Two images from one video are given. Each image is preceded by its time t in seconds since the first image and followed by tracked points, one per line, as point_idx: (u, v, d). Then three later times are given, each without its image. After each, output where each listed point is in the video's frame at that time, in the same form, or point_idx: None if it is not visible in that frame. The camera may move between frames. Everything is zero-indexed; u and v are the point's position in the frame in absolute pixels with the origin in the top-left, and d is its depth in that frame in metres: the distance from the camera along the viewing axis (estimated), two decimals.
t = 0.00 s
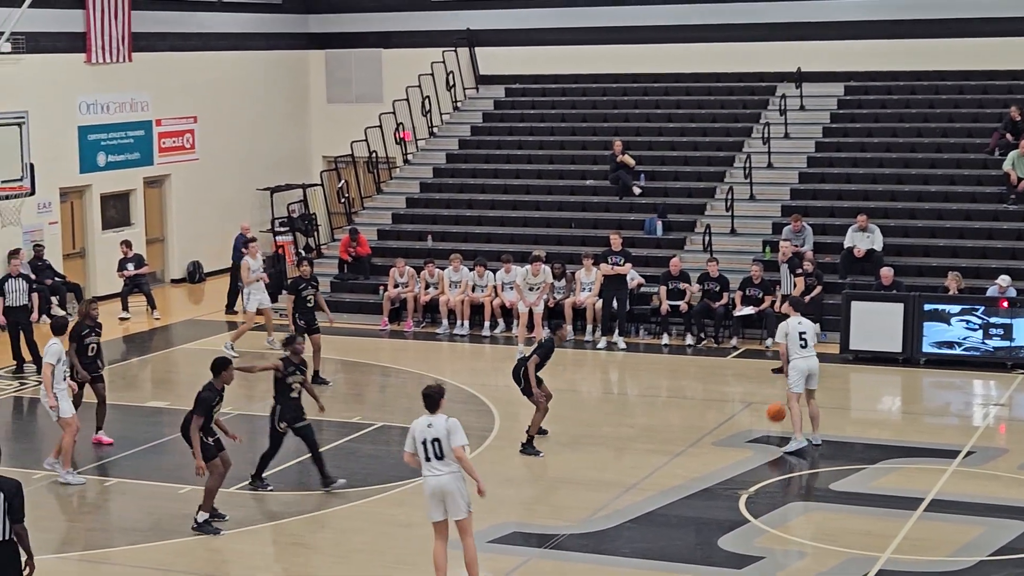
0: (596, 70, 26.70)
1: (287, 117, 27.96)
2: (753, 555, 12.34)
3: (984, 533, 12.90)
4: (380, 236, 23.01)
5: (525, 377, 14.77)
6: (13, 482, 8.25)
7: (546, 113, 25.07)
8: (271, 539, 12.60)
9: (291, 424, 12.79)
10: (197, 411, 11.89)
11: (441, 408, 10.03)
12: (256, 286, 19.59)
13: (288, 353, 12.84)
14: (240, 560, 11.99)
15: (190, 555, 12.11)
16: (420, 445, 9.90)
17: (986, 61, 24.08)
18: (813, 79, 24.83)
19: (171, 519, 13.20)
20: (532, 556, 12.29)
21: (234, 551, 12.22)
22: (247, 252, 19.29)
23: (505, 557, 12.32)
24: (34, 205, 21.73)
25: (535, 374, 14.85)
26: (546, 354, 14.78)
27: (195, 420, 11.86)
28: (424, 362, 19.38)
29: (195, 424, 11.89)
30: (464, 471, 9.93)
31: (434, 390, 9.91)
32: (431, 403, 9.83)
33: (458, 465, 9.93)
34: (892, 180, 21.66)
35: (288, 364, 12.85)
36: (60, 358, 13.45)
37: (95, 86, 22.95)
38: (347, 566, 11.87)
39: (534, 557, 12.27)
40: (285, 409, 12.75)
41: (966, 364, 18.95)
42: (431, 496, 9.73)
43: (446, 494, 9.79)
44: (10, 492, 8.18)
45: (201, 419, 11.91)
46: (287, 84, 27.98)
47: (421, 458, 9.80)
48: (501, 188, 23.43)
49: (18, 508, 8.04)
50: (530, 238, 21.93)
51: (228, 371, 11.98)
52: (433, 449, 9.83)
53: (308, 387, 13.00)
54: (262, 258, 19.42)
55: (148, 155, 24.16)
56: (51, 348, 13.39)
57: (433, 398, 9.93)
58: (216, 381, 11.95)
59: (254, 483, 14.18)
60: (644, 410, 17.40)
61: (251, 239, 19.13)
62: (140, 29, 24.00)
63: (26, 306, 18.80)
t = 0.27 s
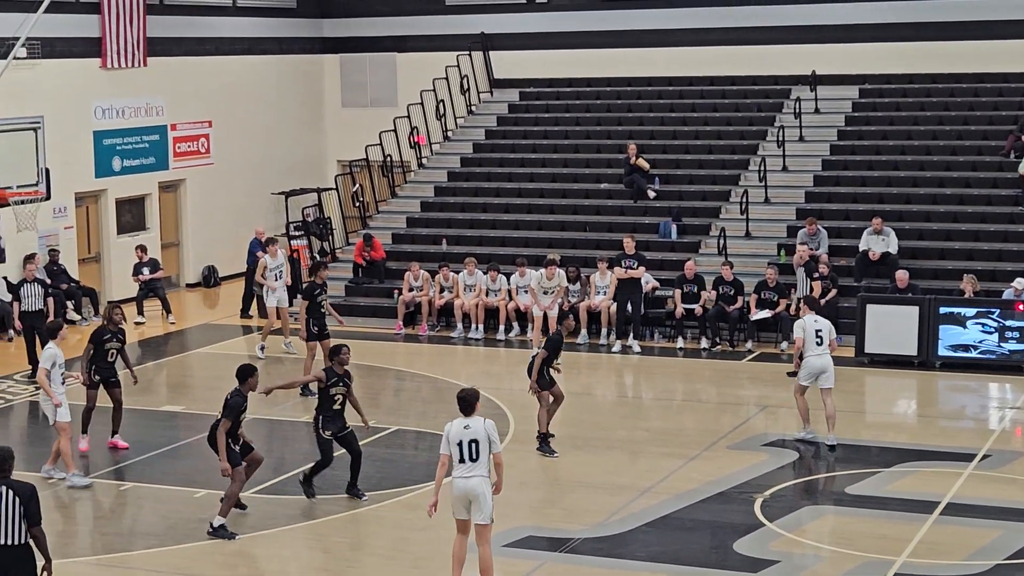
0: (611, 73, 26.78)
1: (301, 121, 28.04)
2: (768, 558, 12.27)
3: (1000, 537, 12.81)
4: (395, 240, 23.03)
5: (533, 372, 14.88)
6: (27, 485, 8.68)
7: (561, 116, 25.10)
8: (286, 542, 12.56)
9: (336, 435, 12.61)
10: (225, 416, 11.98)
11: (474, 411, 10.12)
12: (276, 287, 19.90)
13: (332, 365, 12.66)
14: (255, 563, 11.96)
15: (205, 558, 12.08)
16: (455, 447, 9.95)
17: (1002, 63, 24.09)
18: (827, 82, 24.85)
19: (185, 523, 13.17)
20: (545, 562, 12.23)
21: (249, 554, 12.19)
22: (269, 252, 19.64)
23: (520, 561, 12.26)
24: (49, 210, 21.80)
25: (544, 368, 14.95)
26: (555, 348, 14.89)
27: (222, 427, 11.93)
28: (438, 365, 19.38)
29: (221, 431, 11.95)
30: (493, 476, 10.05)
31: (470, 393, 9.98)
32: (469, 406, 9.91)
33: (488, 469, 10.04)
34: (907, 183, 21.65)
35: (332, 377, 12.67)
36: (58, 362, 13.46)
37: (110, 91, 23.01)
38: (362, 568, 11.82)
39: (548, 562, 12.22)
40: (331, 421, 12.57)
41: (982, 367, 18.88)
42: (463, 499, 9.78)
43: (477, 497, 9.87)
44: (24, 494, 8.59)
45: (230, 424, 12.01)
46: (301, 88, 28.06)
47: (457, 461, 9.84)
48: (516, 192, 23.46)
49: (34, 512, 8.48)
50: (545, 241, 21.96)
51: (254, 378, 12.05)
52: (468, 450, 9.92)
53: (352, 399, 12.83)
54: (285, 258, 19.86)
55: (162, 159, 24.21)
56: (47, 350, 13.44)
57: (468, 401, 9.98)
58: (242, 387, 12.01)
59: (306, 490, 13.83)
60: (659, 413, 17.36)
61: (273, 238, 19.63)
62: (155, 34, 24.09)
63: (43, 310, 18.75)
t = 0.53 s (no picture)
0: (624, 78, 26.82)
1: (314, 127, 28.12)
2: (780, 564, 12.16)
3: (1014, 543, 12.68)
4: (407, 245, 23.05)
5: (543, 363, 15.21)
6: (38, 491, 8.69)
7: (573, 122, 25.11)
8: (297, 547, 12.50)
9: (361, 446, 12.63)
10: (251, 396, 12.63)
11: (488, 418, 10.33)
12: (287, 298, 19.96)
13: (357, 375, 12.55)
14: (266, 569, 11.91)
15: (216, 564, 12.03)
16: (469, 449, 10.12)
17: (1015, 68, 24.07)
18: (840, 87, 24.84)
19: (196, 528, 13.14)
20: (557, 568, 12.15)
21: (260, 560, 12.14)
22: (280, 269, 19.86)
23: (532, 568, 12.20)
24: (63, 216, 21.89)
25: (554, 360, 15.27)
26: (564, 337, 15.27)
27: (245, 411, 12.57)
28: (450, 371, 19.36)
29: (244, 417, 12.59)
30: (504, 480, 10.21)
31: (484, 398, 10.18)
32: (484, 409, 10.11)
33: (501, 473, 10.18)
34: (920, 188, 21.62)
35: (360, 386, 12.59)
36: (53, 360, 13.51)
37: (123, 96, 23.07)
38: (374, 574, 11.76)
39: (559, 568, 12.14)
40: (355, 432, 12.54)
41: (996, 372, 18.79)
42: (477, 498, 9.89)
43: (490, 499, 9.98)
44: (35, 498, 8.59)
45: (255, 404, 12.64)
46: (314, 93, 28.13)
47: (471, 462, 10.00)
48: (529, 197, 23.47)
49: (47, 518, 8.49)
50: (558, 247, 21.98)
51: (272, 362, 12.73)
52: (484, 453, 10.08)
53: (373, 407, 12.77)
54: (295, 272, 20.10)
55: (176, 164, 24.33)
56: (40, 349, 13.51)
57: (480, 406, 10.17)
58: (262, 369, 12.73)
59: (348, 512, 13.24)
60: (671, 419, 17.31)
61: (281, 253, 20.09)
62: (167, 40, 24.17)
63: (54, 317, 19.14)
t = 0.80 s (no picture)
0: (634, 83, 26.85)
1: (322, 131, 28.18)
2: (789, 569, 12.13)
3: None
4: (416, 250, 23.08)
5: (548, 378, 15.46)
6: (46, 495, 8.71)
7: (582, 126, 25.13)
8: (306, 551, 12.48)
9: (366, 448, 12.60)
10: (273, 393, 13.06)
11: (480, 416, 10.40)
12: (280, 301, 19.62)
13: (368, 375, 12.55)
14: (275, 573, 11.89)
15: (226, 568, 12.02)
16: (465, 450, 10.20)
17: None
18: (849, 91, 24.84)
19: (206, 532, 13.13)
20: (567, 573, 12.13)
21: (270, 564, 12.14)
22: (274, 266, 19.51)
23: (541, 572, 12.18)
24: (72, 220, 21.95)
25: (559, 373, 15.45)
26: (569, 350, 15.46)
27: (274, 403, 13.08)
28: (459, 375, 19.36)
29: (273, 407, 13.10)
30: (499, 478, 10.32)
31: (479, 398, 10.23)
32: (478, 410, 10.16)
33: (496, 471, 10.32)
34: (929, 192, 21.62)
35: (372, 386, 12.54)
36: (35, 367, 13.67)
37: (133, 101, 23.12)
38: None
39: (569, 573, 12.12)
40: (362, 435, 12.56)
41: (1005, 377, 18.75)
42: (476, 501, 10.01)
43: (488, 499, 10.13)
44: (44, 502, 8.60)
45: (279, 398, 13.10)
46: (323, 97, 28.18)
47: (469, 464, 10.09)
48: (538, 202, 23.49)
49: (56, 522, 8.47)
50: (567, 251, 22.00)
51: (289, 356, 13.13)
52: (478, 454, 10.16)
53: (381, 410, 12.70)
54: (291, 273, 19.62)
55: (184, 169, 24.32)
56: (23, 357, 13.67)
57: (476, 405, 10.23)
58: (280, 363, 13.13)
59: (358, 514, 13.27)
60: (680, 423, 17.29)
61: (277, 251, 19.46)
62: (177, 45, 24.23)
63: (65, 321, 18.80)
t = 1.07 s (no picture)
0: (641, 87, 26.88)
1: (329, 135, 28.21)
2: (796, 574, 12.11)
3: None
4: (423, 254, 23.10)
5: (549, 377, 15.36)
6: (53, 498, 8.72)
7: (589, 130, 25.15)
8: (313, 555, 12.48)
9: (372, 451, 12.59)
10: (277, 374, 13.45)
11: (489, 417, 10.41)
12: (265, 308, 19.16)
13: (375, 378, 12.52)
14: None
15: (233, 572, 12.02)
16: (469, 449, 10.23)
17: None
18: (856, 96, 24.85)
19: (213, 536, 13.14)
20: None
21: (277, 568, 12.14)
22: (261, 272, 18.95)
23: None
24: (79, 224, 21.98)
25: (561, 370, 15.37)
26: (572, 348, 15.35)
27: (278, 382, 13.39)
28: (466, 379, 19.37)
29: (277, 388, 13.40)
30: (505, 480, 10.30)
31: (486, 398, 10.26)
32: (484, 410, 10.18)
33: (502, 473, 10.29)
34: (937, 197, 21.61)
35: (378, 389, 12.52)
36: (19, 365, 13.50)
37: (140, 104, 23.15)
38: None
39: None
40: (370, 439, 12.54)
41: (1012, 382, 18.72)
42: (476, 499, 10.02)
43: (490, 499, 10.10)
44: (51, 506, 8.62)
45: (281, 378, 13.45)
46: (329, 101, 28.22)
47: (471, 463, 10.12)
48: (545, 206, 23.50)
49: (63, 526, 8.48)
50: (574, 256, 22.01)
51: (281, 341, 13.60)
52: (483, 454, 10.17)
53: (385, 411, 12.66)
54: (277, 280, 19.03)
55: (193, 173, 24.37)
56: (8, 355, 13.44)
57: (483, 405, 10.25)
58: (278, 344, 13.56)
59: (365, 520, 13.26)
60: (687, 428, 17.28)
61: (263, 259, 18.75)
62: (184, 48, 24.27)
63: (74, 324, 18.87)
